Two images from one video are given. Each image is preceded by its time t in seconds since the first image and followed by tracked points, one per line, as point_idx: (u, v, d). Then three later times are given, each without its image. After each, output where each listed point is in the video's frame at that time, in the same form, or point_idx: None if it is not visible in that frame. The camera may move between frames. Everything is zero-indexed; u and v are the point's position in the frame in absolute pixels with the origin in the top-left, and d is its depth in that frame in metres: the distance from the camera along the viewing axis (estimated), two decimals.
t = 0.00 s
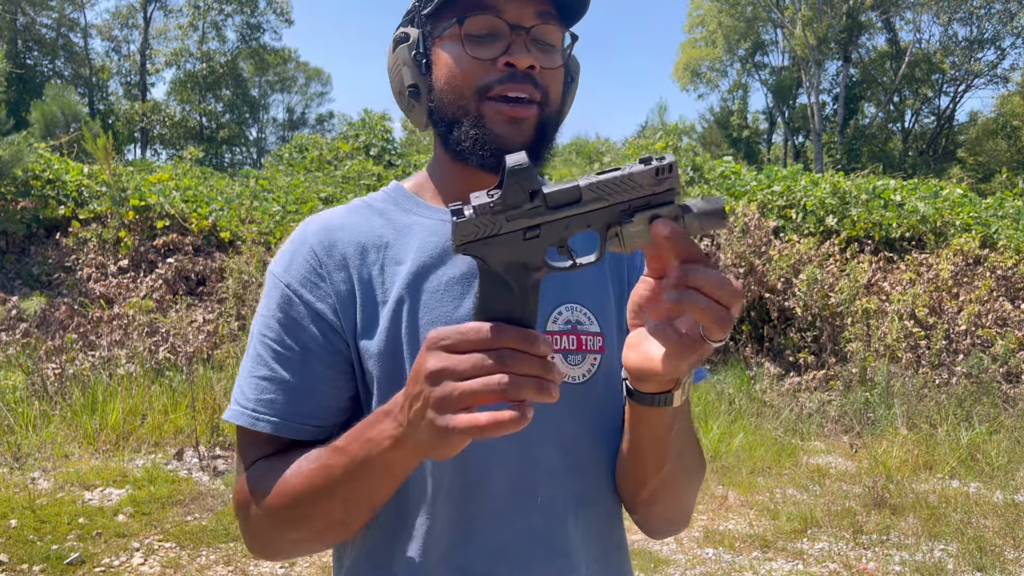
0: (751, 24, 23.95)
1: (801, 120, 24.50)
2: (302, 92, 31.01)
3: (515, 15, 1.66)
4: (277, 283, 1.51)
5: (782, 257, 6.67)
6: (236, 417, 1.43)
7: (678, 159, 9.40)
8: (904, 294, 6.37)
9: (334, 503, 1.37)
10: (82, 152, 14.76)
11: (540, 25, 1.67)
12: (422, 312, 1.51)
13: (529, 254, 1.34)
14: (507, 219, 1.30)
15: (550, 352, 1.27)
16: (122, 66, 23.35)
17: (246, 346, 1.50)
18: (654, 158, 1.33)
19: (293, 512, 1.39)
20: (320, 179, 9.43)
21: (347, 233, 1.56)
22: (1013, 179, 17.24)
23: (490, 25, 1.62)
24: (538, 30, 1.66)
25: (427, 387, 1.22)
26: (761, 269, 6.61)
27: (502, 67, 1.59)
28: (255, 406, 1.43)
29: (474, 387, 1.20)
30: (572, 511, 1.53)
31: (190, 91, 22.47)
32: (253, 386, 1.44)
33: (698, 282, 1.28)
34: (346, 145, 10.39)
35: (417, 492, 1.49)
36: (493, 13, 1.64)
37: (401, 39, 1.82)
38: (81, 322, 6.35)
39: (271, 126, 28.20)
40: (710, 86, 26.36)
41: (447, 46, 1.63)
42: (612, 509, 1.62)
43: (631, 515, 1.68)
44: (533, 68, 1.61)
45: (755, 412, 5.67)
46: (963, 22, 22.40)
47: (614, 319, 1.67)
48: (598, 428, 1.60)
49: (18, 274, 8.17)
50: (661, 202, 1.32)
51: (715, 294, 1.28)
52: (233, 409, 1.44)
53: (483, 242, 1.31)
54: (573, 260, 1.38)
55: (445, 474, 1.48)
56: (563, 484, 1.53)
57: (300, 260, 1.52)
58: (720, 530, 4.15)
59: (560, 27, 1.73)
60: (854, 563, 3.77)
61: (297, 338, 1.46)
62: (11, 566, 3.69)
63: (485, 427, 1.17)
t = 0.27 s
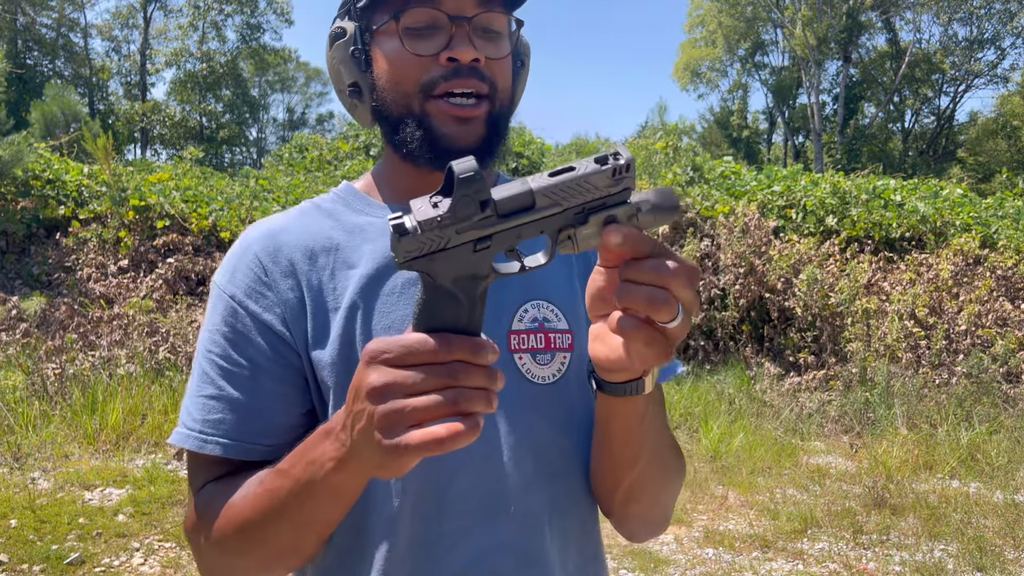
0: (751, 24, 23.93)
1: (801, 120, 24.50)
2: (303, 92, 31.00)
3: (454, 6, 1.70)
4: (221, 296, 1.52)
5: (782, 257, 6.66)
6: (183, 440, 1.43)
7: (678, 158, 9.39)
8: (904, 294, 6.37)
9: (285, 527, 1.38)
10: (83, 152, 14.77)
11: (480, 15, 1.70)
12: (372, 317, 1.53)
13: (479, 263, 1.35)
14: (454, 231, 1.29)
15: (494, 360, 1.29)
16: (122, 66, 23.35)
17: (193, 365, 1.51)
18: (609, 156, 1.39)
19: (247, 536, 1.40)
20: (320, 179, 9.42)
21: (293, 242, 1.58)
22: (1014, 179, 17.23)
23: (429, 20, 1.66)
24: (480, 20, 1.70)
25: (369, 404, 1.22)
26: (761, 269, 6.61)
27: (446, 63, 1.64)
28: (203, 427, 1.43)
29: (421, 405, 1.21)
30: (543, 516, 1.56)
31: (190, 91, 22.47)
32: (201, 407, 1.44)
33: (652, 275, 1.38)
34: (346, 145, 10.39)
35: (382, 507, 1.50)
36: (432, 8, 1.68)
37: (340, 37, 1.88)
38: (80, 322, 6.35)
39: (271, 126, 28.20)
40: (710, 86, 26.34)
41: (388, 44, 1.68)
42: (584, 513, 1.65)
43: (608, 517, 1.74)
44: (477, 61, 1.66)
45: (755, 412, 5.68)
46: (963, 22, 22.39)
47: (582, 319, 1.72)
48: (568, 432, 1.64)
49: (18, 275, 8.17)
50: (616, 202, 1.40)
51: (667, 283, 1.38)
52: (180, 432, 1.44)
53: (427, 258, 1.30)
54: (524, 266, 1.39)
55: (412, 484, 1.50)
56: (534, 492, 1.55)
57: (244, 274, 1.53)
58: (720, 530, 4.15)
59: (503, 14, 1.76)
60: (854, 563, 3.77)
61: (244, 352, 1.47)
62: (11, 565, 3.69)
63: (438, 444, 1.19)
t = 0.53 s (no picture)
0: (751, 24, 23.93)
1: (801, 120, 24.50)
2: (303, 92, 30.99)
3: None
4: (173, 310, 1.52)
5: (782, 257, 6.66)
6: (139, 465, 1.45)
7: (678, 158, 9.39)
8: (904, 294, 6.37)
9: (251, 548, 1.38)
10: (83, 152, 14.78)
11: (421, 8, 1.70)
12: (331, 324, 1.54)
13: (457, 262, 1.35)
14: (432, 225, 1.30)
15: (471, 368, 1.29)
16: (122, 66, 23.36)
17: (146, 384, 1.51)
18: (594, 156, 1.39)
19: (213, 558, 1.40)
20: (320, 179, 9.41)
21: (247, 250, 1.57)
22: (1013, 179, 17.24)
23: (368, 17, 1.67)
24: (421, 12, 1.69)
25: (337, 411, 1.22)
26: (761, 269, 6.60)
27: (390, 60, 1.64)
28: (159, 449, 1.44)
29: (393, 410, 1.20)
30: (521, 522, 1.56)
31: (190, 91, 22.48)
32: (155, 429, 1.45)
33: (638, 284, 1.39)
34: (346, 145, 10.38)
35: (354, 512, 1.50)
36: (370, 3, 1.68)
37: (277, 35, 1.84)
38: (80, 322, 6.35)
39: (271, 126, 28.20)
40: (710, 86, 26.35)
41: (330, 45, 1.69)
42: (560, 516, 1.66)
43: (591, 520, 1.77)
44: (422, 56, 1.66)
45: (755, 412, 5.67)
46: (963, 22, 22.39)
47: (554, 320, 1.71)
48: (546, 436, 1.64)
49: (18, 275, 8.17)
50: (601, 205, 1.40)
51: (652, 292, 1.39)
52: (136, 456, 1.45)
53: (403, 254, 1.30)
54: (505, 269, 1.39)
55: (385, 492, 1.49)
56: (512, 498, 1.56)
57: (196, 287, 1.53)
58: (720, 530, 4.15)
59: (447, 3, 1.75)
60: (854, 564, 3.77)
61: (199, 369, 1.47)
62: (11, 566, 3.69)
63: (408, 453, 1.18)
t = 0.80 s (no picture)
0: (751, 24, 23.93)
1: (801, 120, 24.51)
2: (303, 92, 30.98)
3: None
4: (150, 313, 1.51)
5: (782, 257, 6.66)
6: (117, 469, 1.42)
7: (678, 158, 9.39)
8: (904, 294, 6.37)
9: (237, 549, 1.37)
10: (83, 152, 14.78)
11: (393, 6, 1.70)
12: (310, 325, 1.55)
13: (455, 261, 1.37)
14: (432, 218, 1.31)
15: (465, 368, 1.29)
16: (122, 66, 23.37)
17: (122, 388, 1.50)
18: (603, 162, 1.39)
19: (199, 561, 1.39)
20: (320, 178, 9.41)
21: (225, 252, 1.58)
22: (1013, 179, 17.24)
23: (339, 18, 1.67)
24: (392, 10, 1.69)
25: (327, 399, 1.23)
26: (761, 268, 6.60)
27: (364, 60, 1.65)
28: (139, 453, 1.43)
29: (383, 403, 1.21)
30: (504, 525, 1.56)
31: (190, 91, 22.49)
32: (134, 432, 1.44)
33: (637, 297, 1.38)
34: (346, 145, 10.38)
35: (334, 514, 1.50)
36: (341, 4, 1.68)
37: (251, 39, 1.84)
38: (80, 322, 6.35)
39: (271, 126, 28.19)
40: (710, 86, 26.35)
41: (303, 47, 1.70)
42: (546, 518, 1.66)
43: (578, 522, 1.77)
44: (396, 54, 1.66)
45: (755, 412, 5.67)
46: (963, 22, 22.39)
47: (539, 319, 1.71)
48: (530, 438, 1.64)
49: (18, 275, 8.17)
50: (605, 213, 1.40)
51: (650, 305, 1.38)
52: (113, 460, 1.43)
53: (403, 246, 1.32)
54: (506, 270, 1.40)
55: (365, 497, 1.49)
56: (496, 501, 1.56)
57: (173, 289, 1.52)
58: (720, 530, 4.15)
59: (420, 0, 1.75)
60: (854, 564, 3.77)
61: (178, 370, 1.47)
62: (11, 566, 3.69)
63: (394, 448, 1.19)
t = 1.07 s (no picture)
0: (751, 24, 23.92)
1: (801, 120, 24.50)
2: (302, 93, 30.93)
3: None
4: (161, 308, 1.52)
5: (782, 257, 6.65)
6: (123, 458, 1.43)
7: (678, 158, 9.38)
8: (904, 294, 6.36)
9: (235, 537, 1.36)
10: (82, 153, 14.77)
11: (401, 4, 1.70)
12: (315, 321, 1.54)
13: (454, 255, 1.36)
14: (432, 215, 1.30)
15: (463, 358, 1.29)
16: (122, 66, 23.36)
17: (131, 381, 1.51)
18: (600, 157, 1.38)
19: (197, 550, 1.39)
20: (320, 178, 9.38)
21: (234, 248, 1.59)
22: (1013, 179, 17.23)
23: (347, 16, 1.67)
24: (401, 9, 1.69)
25: (325, 390, 1.23)
26: (761, 268, 6.60)
27: (371, 60, 1.65)
28: (147, 444, 1.43)
29: (382, 397, 1.21)
30: (502, 526, 1.56)
31: (190, 91, 22.48)
32: (142, 423, 1.44)
33: (632, 286, 1.38)
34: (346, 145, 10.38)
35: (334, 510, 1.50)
36: (349, 3, 1.68)
37: (260, 41, 1.85)
38: (80, 322, 6.35)
39: (271, 126, 28.18)
40: (710, 86, 26.36)
41: (311, 46, 1.70)
42: (544, 520, 1.66)
43: (577, 520, 1.76)
44: (404, 54, 1.66)
45: (755, 412, 5.67)
46: (963, 22, 22.38)
47: (542, 320, 1.71)
48: (530, 437, 1.64)
49: (18, 275, 8.16)
50: (603, 206, 1.39)
51: (645, 294, 1.38)
52: (120, 450, 1.44)
53: (403, 242, 1.31)
54: (503, 264, 1.40)
55: (363, 493, 1.49)
56: (493, 500, 1.56)
57: (183, 283, 1.54)
58: (720, 530, 4.15)
59: None
60: (854, 564, 3.77)
61: (186, 364, 1.47)
62: (11, 566, 3.68)
63: (394, 442, 1.19)
